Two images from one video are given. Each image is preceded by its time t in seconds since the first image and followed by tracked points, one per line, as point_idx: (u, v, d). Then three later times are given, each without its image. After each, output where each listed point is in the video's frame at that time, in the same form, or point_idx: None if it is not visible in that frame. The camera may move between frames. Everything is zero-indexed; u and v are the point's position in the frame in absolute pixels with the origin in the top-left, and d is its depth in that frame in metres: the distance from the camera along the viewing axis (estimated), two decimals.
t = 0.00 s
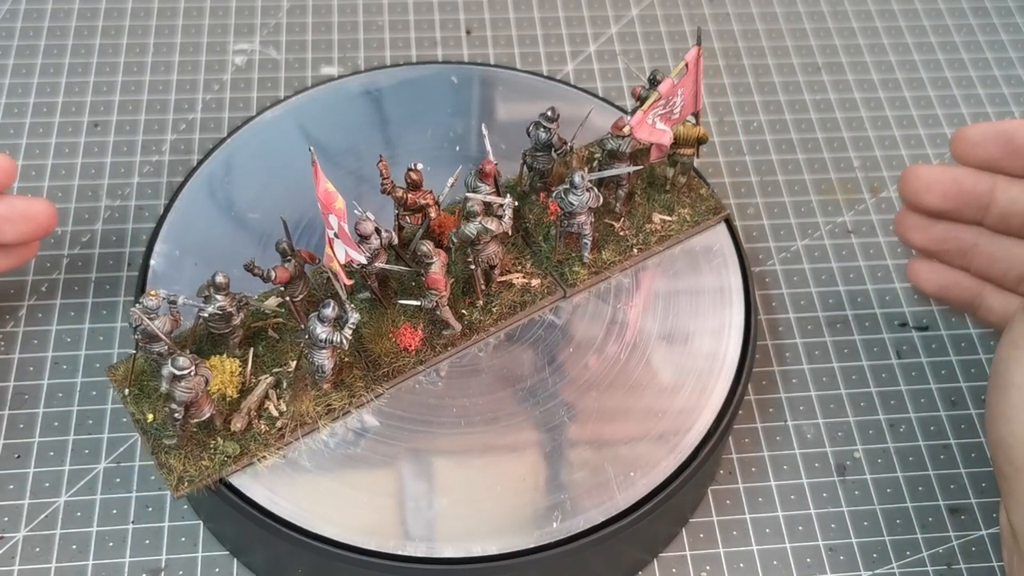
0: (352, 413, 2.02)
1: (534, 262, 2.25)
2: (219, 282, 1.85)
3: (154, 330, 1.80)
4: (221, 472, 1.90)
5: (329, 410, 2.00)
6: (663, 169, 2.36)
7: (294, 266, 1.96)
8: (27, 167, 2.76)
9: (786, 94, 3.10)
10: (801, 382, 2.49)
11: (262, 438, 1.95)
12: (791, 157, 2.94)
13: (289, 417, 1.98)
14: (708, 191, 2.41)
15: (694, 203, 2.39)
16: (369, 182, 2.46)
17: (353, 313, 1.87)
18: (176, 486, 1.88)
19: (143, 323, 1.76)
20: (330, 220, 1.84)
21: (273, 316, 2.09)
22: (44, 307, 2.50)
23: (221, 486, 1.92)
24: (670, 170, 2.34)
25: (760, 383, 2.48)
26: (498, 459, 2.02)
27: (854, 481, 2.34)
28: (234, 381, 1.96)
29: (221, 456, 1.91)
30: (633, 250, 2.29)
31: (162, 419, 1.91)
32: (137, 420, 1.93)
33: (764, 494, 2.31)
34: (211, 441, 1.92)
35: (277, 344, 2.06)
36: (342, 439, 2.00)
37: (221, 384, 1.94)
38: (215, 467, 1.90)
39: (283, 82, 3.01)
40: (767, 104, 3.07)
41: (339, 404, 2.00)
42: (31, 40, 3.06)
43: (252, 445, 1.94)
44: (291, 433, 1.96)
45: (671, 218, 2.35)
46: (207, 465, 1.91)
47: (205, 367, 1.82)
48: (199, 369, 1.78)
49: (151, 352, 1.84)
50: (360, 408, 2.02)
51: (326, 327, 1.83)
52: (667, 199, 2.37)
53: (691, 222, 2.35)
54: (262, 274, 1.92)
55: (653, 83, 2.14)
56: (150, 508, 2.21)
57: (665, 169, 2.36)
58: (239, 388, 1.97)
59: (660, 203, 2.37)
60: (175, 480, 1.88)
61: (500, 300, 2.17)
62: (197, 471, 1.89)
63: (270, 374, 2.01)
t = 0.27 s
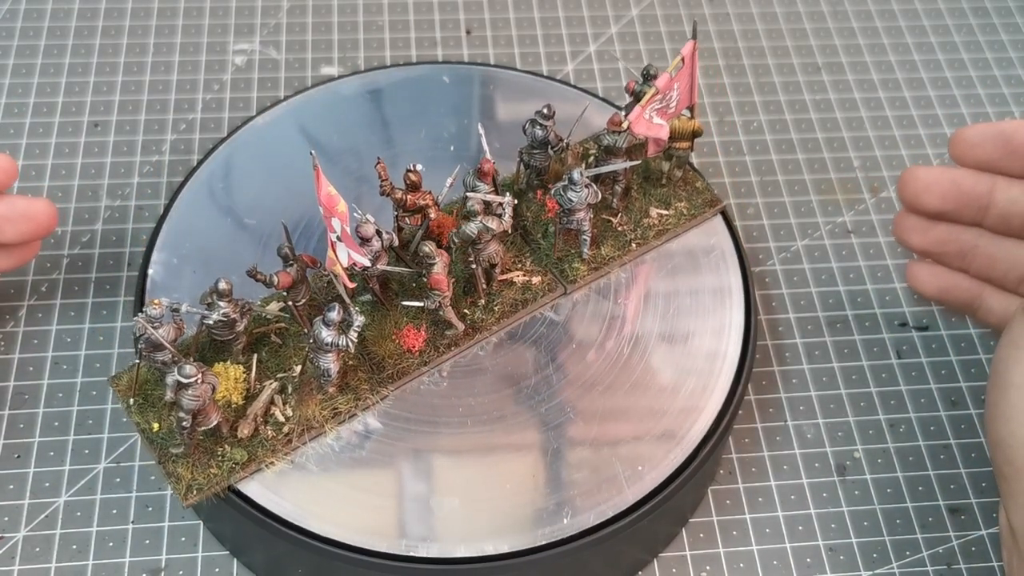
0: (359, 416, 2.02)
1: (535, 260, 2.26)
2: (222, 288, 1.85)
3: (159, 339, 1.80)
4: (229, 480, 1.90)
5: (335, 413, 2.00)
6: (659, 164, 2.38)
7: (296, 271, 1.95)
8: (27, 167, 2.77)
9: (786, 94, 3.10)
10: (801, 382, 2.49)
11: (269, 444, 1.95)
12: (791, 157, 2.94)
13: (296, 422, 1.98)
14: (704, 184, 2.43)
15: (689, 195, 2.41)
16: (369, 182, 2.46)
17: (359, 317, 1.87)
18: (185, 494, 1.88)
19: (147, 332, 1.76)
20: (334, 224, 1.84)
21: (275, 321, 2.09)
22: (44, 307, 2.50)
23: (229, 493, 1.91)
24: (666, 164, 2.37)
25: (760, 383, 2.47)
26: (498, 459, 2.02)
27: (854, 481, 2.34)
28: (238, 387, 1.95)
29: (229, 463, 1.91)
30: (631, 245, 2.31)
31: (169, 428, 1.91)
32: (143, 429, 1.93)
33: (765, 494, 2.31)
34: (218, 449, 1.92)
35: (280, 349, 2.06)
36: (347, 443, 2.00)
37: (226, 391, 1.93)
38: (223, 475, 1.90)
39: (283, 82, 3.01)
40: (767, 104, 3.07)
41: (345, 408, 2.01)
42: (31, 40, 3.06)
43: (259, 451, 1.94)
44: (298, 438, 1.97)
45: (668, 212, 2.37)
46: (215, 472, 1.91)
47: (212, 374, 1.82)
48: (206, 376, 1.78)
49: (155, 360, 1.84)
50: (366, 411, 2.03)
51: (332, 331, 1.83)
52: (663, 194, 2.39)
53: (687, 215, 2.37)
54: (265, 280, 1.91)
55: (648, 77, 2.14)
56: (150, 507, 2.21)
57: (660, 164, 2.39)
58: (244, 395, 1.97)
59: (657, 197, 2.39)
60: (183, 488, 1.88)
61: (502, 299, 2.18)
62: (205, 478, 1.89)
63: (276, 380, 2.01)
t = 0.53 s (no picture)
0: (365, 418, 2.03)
1: (534, 257, 2.27)
2: (225, 295, 1.85)
3: (164, 348, 1.81)
4: (238, 486, 1.91)
5: (341, 417, 2.01)
6: (655, 158, 2.40)
7: (299, 276, 1.94)
8: (27, 167, 2.76)
9: (786, 94, 3.10)
10: (801, 382, 2.49)
11: (276, 449, 1.95)
12: (791, 157, 2.94)
13: (303, 427, 1.98)
14: (699, 177, 2.45)
15: (685, 189, 2.42)
16: (368, 182, 2.46)
17: (363, 320, 1.87)
18: (193, 503, 1.88)
19: (151, 341, 1.76)
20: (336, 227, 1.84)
21: (278, 326, 2.09)
22: (44, 307, 2.50)
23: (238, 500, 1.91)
24: (661, 159, 2.39)
25: (760, 383, 2.48)
26: (498, 459, 2.02)
27: (855, 481, 2.34)
28: (243, 393, 1.96)
29: (236, 470, 1.91)
30: (629, 240, 2.32)
31: (175, 437, 1.91)
32: (149, 439, 1.94)
33: (765, 494, 2.31)
34: (226, 456, 1.93)
35: (284, 353, 2.06)
36: (351, 445, 2.00)
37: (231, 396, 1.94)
38: (232, 482, 1.90)
39: (283, 82, 3.01)
40: (767, 104, 3.07)
41: (351, 412, 2.01)
42: (30, 40, 3.06)
43: (267, 456, 1.94)
44: (305, 443, 1.97)
45: (664, 206, 2.38)
46: (223, 478, 1.91)
47: (218, 382, 1.82)
48: (212, 384, 1.78)
49: (159, 369, 1.85)
50: (372, 414, 2.03)
51: (337, 334, 1.83)
52: (660, 188, 2.40)
53: (684, 209, 2.39)
54: (269, 285, 1.92)
55: (642, 73, 2.14)
56: (150, 508, 2.21)
57: (656, 158, 2.40)
58: (249, 401, 1.97)
59: (653, 191, 2.41)
60: (192, 496, 1.88)
61: (504, 298, 2.19)
62: (213, 485, 1.89)
63: (280, 385, 2.01)
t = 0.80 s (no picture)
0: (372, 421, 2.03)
1: (534, 255, 2.27)
2: (229, 301, 1.83)
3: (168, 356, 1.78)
4: (248, 493, 1.89)
5: (349, 420, 2.00)
6: (650, 152, 2.42)
7: (301, 280, 1.93)
8: (27, 167, 2.76)
9: (786, 94, 3.10)
10: (801, 382, 2.49)
11: (285, 454, 1.94)
12: (791, 157, 2.94)
13: (310, 431, 1.97)
14: (693, 170, 2.46)
15: (680, 182, 2.44)
16: (368, 182, 2.46)
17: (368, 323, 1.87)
18: (203, 511, 1.86)
19: (156, 350, 1.74)
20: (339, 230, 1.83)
21: (280, 330, 2.08)
22: (44, 307, 2.50)
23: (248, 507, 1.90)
24: (656, 152, 2.41)
25: (760, 383, 2.48)
26: (498, 460, 2.02)
27: (855, 481, 2.34)
28: (249, 399, 1.94)
29: (245, 477, 1.90)
30: (627, 235, 2.33)
31: (184, 445, 1.89)
32: (154, 448, 1.91)
33: (764, 494, 2.31)
34: (234, 463, 1.91)
35: (288, 359, 2.05)
36: (357, 449, 1.99)
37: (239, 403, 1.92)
38: (241, 489, 1.89)
39: (283, 82, 3.01)
40: (767, 104, 3.07)
41: (358, 415, 2.01)
42: (31, 40, 3.06)
43: (275, 462, 1.93)
44: (313, 447, 1.96)
45: (660, 199, 2.40)
46: (232, 486, 1.89)
47: (225, 389, 1.81)
48: (220, 391, 1.76)
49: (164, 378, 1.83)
50: (379, 416, 2.03)
51: (342, 338, 1.83)
52: (656, 182, 2.42)
53: (680, 202, 2.40)
54: (271, 292, 1.89)
55: (635, 68, 2.19)
56: (150, 508, 2.21)
57: (651, 153, 2.43)
58: (255, 407, 1.96)
59: (649, 185, 2.42)
60: (202, 504, 1.86)
61: (505, 296, 2.19)
62: (223, 493, 1.88)
63: (286, 391, 2.00)
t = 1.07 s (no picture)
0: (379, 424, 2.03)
1: (534, 252, 2.27)
2: (233, 308, 1.83)
3: (174, 365, 1.77)
4: (258, 500, 1.89)
5: (356, 423, 2.00)
6: (645, 147, 2.43)
7: (304, 285, 1.94)
8: (27, 167, 2.77)
9: (786, 94, 3.10)
10: (801, 382, 2.49)
11: (293, 460, 1.94)
12: (791, 157, 2.94)
13: (317, 436, 1.97)
14: (688, 164, 2.47)
15: (675, 176, 2.45)
16: (367, 182, 2.46)
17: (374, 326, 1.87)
18: (214, 520, 1.85)
19: (163, 360, 1.73)
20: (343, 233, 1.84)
21: (284, 335, 2.07)
22: (44, 307, 2.50)
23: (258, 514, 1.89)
24: (650, 146, 2.42)
25: (760, 383, 2.48)
26: (498, 460, 2.01)
27: (854, 481, 2.34)
28: (255, 406, 1.94)
29: (256, 483, 1.90)
30: (625, 229, 2.34)
31: (192, 454, 1.89)
32: (162, 458, 1.90)
33: (764, 494, 2.31)
34: (244, 470, 1.90)
35: (293, 364, 2.04)
36: (363, 452, 1.99)
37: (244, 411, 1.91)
38: (251, 496, 1.88)
39: (283, 82, 3.01)
40: (767, 104, 3.07)
41: (365, 417, 2.01)
42: (31, 41, 3.06)
43: (284, 468, 1.93)
44: (321, 452, 1.96)
45: (656, 193, 2.40)
46: (243, 493, 1.89)
47: (233, 396, 1.80)
48: (228, 399, 1.76)
49: (170, 387, 1.82)
50: (386, 419, 2.03)
51: (348, 341, 1.83)
52: (652, 176, 2.43)
53: (675, 196, 2.41)
54: (275, 297, 1.90)
55: (626, 64, 2.21)
56: (150, 508, 2.21)
57: (645, 147, 2.44)
58: (262, 413, 1.95)
59: (645, 179, 2.43)
60: (213, 513, 1.86)
61: (506, 294, 2.19)
62: (233, 501, 1.87)
63: (292, 396, 1.99)
